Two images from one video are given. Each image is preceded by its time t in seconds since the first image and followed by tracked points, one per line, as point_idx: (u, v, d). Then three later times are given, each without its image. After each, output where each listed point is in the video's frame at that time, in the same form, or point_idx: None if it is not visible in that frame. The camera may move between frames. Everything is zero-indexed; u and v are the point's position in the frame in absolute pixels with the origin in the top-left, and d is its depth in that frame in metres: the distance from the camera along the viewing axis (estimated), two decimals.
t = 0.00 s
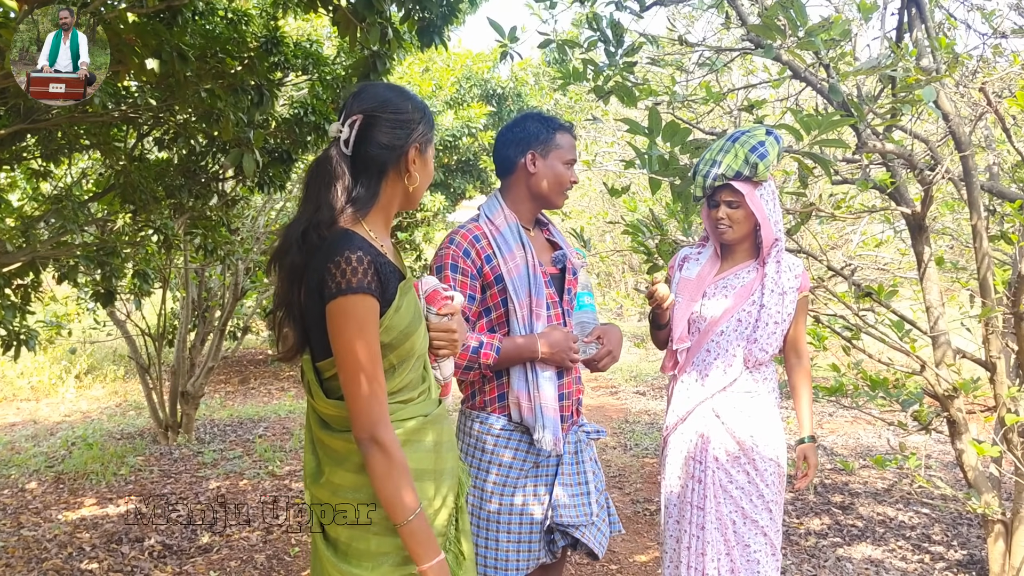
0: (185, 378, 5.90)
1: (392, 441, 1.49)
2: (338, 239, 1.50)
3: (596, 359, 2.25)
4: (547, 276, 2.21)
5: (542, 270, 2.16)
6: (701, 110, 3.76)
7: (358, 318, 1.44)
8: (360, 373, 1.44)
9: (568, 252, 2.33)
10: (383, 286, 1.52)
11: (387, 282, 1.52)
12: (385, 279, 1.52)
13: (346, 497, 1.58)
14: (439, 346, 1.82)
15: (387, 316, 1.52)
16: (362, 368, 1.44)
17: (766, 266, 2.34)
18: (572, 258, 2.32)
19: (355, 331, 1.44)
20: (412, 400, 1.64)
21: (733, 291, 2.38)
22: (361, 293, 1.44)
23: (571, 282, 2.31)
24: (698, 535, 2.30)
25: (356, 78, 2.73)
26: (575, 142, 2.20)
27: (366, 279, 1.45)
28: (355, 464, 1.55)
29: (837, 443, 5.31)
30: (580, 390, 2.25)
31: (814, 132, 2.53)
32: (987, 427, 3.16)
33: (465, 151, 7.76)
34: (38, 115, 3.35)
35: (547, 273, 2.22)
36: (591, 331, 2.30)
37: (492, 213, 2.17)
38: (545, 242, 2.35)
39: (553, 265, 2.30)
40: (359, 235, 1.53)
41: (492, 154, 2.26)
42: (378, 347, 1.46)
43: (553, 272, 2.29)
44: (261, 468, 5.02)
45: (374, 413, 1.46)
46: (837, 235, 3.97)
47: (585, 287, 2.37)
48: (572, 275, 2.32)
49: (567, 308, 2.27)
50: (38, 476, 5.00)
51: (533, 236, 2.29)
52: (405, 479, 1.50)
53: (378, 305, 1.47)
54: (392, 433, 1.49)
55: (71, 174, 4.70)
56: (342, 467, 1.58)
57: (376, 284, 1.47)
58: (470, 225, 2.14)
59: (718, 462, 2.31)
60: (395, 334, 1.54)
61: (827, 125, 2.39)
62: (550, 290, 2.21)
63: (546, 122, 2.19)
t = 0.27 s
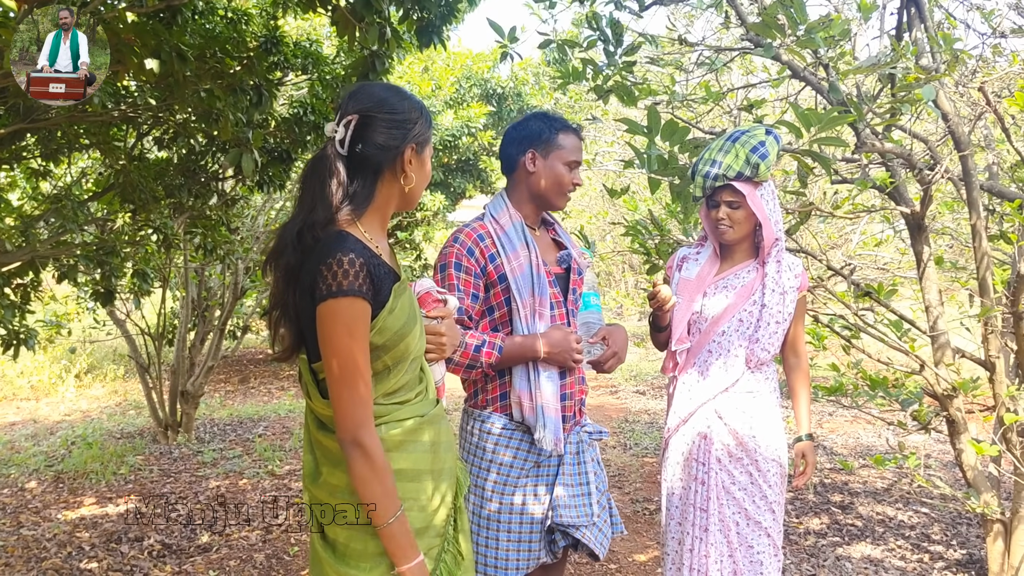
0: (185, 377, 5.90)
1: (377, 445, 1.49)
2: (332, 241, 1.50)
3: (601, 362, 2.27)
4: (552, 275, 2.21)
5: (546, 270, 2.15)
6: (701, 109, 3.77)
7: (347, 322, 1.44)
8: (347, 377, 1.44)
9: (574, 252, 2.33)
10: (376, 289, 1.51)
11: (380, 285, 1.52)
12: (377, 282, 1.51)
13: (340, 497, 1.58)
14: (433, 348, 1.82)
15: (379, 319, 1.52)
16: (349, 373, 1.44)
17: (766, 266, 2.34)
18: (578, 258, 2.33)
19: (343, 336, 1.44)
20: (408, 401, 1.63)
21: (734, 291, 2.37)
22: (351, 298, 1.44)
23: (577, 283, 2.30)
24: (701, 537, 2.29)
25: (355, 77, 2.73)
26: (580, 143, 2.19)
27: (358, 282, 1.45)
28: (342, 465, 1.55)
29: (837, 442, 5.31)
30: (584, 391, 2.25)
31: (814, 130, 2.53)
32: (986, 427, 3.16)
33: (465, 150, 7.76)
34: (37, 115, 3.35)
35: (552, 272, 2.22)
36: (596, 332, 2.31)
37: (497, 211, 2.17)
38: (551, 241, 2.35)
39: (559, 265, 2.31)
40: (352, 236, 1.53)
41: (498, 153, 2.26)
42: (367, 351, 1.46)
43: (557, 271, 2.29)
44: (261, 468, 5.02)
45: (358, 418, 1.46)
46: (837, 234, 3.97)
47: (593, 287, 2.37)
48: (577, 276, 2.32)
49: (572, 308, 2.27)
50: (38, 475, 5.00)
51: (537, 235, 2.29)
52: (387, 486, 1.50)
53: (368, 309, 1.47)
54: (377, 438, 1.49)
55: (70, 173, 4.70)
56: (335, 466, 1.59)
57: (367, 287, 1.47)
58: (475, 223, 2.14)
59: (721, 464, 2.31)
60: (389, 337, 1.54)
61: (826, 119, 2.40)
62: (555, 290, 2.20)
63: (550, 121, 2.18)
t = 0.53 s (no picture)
0: (183, 376, 5.90)
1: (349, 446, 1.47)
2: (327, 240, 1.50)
3: (603, 365, 2.22)
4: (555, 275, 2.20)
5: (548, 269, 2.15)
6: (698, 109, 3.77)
7: (335, 322, 1.43)
8: (328, 376, 1.43)
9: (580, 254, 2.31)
10: (370, 289, 1.51)
11: (374, 286, 1.52)
12: (371, 282, 1.51)
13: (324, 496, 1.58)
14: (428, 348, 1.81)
15: (371, 320, 1.52)
16: (331, 372, 1.44)
17: (768, 266, 2.35)
18: (585, 260, 2.31)
19: (326, 335, 1.43)
20: (401, 401, 1.63)
21: (735, 292, 2.37)
22: (342, 297, 1.44)
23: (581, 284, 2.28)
24: (707, 541, 2.27)
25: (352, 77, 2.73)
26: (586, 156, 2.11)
27: (351, 282, 1.45)
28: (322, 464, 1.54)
29: (835, 442, 5.31)
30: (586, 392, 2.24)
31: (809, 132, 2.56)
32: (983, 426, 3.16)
33: (464, 150, 7.76)
34: (34, 114, 3.35)
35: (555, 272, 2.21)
36: (600, 335, 2.27)
37: (502, 209, 2.18)
38: (558, 242, 2.34)
39: (565, 266, 2.29)
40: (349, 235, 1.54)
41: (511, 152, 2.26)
42: (352, 352, 1.45)
43: (563, 271, 2.28)
44: (259, 467, 5.02)
45: (336, 418, 1.46)
46: (834, 234, 3.97)
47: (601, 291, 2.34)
48: (584, 278, 2.30)
49: (576, 308, 2.25)
50: (36, 475, 5.00)
51: (543, 236, 2.28)
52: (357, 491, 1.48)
53: (359, 311, 1.46)
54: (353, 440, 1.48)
55: (68, 172, 4.70)
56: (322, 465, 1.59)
57: (360, 286, 1.47)
58: (480, 219, 2.15)
59: (727, 466, 2.30)
60: (383, 336, 1.54)
61: (821, 118, 2.41)
62: (558, 290, 2.19)
63: (563, 127, 2.12)
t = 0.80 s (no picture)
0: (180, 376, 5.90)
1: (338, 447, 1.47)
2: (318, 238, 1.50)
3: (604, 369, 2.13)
4: (554, 279, 2.17)
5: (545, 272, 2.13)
6: (695, 109, 3.77)
7: (324, 321, 1.43)
8: (315, 374, 1.43)
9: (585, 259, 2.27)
10: (360, 289, 1.51)
11: (365, 286, 1.52)
12: (362, 282, 1.51)
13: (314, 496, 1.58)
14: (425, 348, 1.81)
15: (361, 320, 1.52)
16: (318, 370, 1.44)
17: (775, 269, 2.35)
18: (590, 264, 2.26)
19: (314, 333, 1.43)
20: (392, 402, 1.63)
21: (742, 296, 2.37)
22: (330, 295, 1.44)
23: (585, 287, 2.24)
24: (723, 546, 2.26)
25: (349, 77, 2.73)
26: (597, 160, 2.08)
27: (339, 282, 1.45)
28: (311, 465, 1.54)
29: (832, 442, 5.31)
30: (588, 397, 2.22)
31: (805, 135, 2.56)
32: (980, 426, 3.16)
33: (461, 149, 7.76)
34: (31, 113, 3.35)
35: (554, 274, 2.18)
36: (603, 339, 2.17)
37: (504, 211, 2.19)
38: (566, 245, 2.31)
39: (569, 269, 2.25)
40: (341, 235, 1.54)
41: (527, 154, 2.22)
42: (341, 351, 1.45)
43: (564, 275, 2.24)
44: (256, 467, 5.02)
45: (323, 418, 1.45)
46: (831, 235, 3.97)
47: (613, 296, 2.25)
48: (588, 282, 2.24)
49: (577, 311, 2.21)
50: (33, 475, 4.99)
51: (548, 238, 2.26)
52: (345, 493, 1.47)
53: (348, 310, 1.46)
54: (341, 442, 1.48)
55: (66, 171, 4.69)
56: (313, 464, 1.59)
57: (350, 286, 1.47)
58: (479, 220, 2.16)
59: (737, 469, 2.30)
60: (373, 337, 1.54)
61: (818, 120, 2.41)
62: (556, 293, 2.16)
63: (569, 129, 2.10)
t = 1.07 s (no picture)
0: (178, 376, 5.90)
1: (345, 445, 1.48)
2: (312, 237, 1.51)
3: (603, 373, 2.08)
4: (551, 282, 2.15)
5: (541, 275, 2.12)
6: (692, 109, 3.77)
7: (321, 319, 1.43)
8: (314, 373, 1.44)
9: (584, 261, 2.23)
10: (354, 287, 1.52)
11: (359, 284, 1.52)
12: (356, 281, 1.51)
13: (315, 496, 1.58)
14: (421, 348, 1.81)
15: (356, 318, 1.52)
16: (317, 369, 1.44)
17: (782, 271, 2.35)
18: (589, 266, 2.23)
19: (311, 332, 1.43)
20: (386, 402, 1.63)
21: (751, 299, 2.35)
22: (326, 293, 1.44)
23: (584, 290, 2.20)
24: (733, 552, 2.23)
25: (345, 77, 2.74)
26: (596, 155, 2.08)
27: (334, 279, 1.45)
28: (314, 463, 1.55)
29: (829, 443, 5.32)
30: (593, 404, 2.20)
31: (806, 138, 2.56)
32: (977, 427, 3.16)
33: (460, 150, 7.76)
34: (28, 114, 3.34)
35: (552, 277, 2.16)
36: (604, 342, 2.10)
37: (499, 212, 2.19)
38: (568, 247, 2.29)
39: (568, 271, 2.22)
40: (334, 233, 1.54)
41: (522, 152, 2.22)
42: (340, 348, 1.46)
43: (563, 277, 2.21)
44: (253, 468, 5.02)
45: (326, 416, 1.46)
46: (828, 236, 3.97)
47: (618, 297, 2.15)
48: (589, 285, 2.21)
49: (577, 315, 2.19)
50: (30, 475, 4.99)
51: (547, 240, 2.24)
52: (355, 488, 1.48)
53: (345, 307, 1.47)
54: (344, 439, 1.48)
55: (64, 171, 4.69)
56: (311, 465, 1.59)
57: (345, 284, 1.48)
58: (477, 223, 2.18)
59: (748, 474, 2.29)
60: (366, 335, 1.54)
61: (817, 121, 2.41)
62: (553, 296, 2.15)
63: (563, 126, 2.11)
